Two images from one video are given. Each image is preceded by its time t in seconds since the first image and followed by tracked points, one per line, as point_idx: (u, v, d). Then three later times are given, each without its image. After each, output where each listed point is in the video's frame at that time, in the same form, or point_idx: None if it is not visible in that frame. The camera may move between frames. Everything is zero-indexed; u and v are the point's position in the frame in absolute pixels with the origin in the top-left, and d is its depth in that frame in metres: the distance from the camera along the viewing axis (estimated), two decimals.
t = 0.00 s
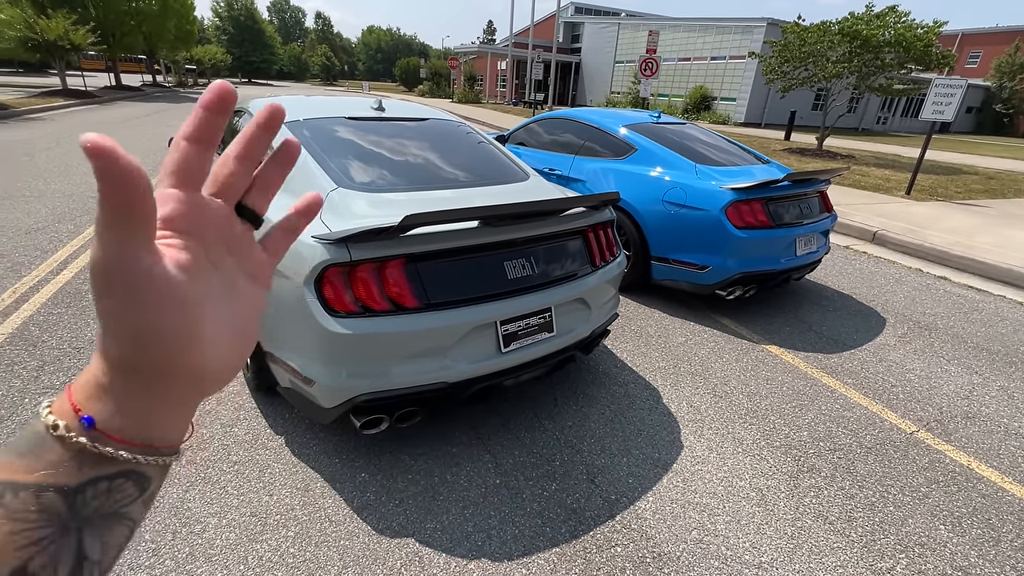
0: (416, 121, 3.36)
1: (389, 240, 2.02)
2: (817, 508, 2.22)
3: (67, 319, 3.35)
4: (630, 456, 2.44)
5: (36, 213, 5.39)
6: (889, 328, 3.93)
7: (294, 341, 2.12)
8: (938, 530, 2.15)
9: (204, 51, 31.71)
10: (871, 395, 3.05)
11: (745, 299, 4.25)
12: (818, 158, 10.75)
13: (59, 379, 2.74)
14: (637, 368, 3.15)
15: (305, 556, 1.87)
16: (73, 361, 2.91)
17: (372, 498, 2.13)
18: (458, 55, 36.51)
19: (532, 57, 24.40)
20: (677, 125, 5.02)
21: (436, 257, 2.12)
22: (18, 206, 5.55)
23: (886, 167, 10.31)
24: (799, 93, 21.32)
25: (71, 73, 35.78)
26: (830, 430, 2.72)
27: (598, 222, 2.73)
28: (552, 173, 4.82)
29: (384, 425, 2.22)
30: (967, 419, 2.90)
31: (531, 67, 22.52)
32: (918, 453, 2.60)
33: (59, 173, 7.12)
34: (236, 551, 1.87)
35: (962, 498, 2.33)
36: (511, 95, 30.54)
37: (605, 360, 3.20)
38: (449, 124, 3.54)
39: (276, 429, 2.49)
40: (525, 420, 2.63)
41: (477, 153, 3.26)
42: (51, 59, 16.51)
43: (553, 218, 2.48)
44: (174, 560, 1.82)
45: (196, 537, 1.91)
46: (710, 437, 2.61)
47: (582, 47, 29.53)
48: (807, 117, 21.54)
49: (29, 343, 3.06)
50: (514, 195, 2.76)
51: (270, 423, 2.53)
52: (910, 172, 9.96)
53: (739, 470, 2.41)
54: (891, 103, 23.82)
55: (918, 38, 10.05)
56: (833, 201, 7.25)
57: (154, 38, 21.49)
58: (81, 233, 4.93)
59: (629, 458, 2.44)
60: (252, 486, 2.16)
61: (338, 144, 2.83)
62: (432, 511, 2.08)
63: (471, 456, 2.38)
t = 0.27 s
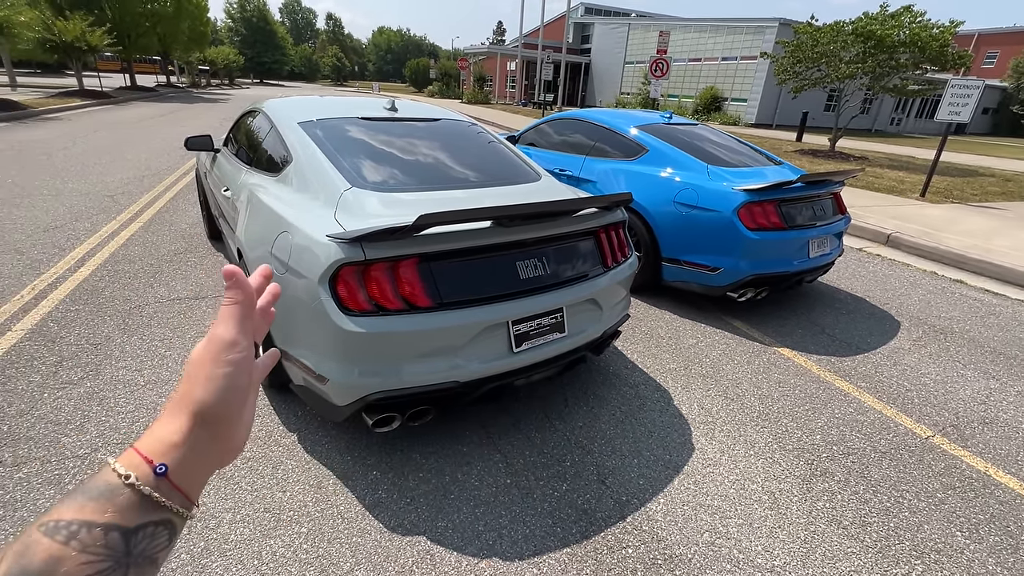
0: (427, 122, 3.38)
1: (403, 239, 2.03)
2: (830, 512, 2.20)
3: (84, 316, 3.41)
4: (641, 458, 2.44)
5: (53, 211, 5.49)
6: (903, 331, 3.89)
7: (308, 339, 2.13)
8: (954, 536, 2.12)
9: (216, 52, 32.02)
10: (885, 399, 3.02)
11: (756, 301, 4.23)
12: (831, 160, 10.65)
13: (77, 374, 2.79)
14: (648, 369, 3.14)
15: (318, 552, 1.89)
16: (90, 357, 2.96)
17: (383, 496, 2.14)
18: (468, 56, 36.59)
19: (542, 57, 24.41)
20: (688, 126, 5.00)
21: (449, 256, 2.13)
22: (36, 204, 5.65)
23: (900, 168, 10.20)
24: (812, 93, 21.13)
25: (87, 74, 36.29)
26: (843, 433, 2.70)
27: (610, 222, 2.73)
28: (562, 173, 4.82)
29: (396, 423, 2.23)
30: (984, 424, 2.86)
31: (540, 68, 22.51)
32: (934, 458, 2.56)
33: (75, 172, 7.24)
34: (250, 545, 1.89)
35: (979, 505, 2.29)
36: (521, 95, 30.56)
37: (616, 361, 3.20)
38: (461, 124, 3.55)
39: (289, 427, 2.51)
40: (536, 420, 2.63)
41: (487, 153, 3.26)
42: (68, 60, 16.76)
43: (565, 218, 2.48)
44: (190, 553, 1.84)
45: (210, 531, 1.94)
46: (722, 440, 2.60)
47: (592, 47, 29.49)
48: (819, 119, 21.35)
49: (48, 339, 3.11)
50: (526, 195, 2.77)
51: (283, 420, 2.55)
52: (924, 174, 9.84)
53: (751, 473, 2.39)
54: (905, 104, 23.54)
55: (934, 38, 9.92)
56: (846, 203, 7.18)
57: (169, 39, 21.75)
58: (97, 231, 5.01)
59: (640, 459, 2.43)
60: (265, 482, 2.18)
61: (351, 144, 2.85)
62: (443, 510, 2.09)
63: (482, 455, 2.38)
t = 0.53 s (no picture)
0: (437, 123, 3.38)
1: (412, 240, 2.03)
2: (843, 520, 2.16)
3: (98, 314, 3.45)
4: (650, 463, 2.41)
5: (70, 209, 5.57)
6: (918, 337, 3.83)
7: (318, 339, 2.14)
8: (972, 547, 2.08)
9: (230, 54, 32.36)
10: (899, 406, 2.97)
11: (768, 305, 4.18)
12: (844, 163, 10.54)
13: (91, 372, 2.82)
14: (658, 373, 3.12)
15: (325, 553, 1.89)
16: (104, 355, 3.00)
17: (391, 497, 2.14)
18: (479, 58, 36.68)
19: (552, 59, 24.43)
20: (699, 128, 4.97)
21: (458, 257, 2.13)
22: (53, 203, 5.73)
23: (915, 172, 10.06)
24: (824, 96, 20.93)
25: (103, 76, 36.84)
26: (857, 440, 2.66)
27: (620, 225, 2.71)
28: (572, 175, 4.81)
29: (404, 424, 2.23)
30: (1002, 433, 2.80)
31: (550, 70, 22.52)
32: (950, 467, 2.51)
33: (92, 172, 7.34)
34: (258, 544, 1.90)
35: (997, 515, 2.24)
36: (530, 97, 30.57)
37: (625, 364, 3.17)
38: (471, 125, 3.55)
39: (298, 426, 2.52)
40: (544, 423, 2.62)
41: (497, 154, 3.26)
42: (85, 62, 17.02)
43: (575, 220, 2.47)
44: (199, 551, 1.85)
45: (219, 530, 1.94)
46: (733, 446, 2.56)
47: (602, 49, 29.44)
48: (832, 121, 21.15)
49: (63, 336, 3.16)
50: (536, 197, 2.76)
51: (292, 419, 2.56)
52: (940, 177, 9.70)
53: (762, 479, 2.36)
54: (920, 107, 23.25)
55: (950, 40, 9.79)
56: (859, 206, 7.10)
57: (183, 41, 22.02)
58: (112, 229, 5.07)
59: (649, 464, 2.41)
60: (274, 481, 2.19)
61: (361, 145, 2.86)
62: (451, 512, 2.08)
63: (490, 457, 2.37)
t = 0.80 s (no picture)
0: (444, 125, 3.41)
1: (412, 241, 2.06)
2: (843, 526, 2.14)
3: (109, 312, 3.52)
4: (649, 464, 2.41)
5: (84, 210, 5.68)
6: (926, 342, 3.79)
7: (319, 338, 2.17)
8: (974, 554, 2.05)
9: (243, 57, 32.76)
10: (904, 412, 2.93)
11: (773, 309, 4.16)
12: (855, 166, 10.43)
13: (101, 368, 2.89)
14: (659, 375, 3.11)
15: (322, 549, 1.91)
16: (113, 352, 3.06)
17: (389, 495, 2.16)
18: (489, 61, 36.79)
19: (562, 61, 24.43)
20: (706, 130, 4.96)
21: (457, 258, 2.14)
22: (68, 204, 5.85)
23: (928, 175, 9.92)
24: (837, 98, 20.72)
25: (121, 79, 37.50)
26: (859, 445, 2.63)
27: (621, 227, 2.71)
28: (578, 177, 4.82)
29: (403, 423, 2.25)
30: (1009, 440, 2.76)
31: (560, 72, 22.53)
32: (955, 473, 2.48)
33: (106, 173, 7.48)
34: (257, 539, 1.93)
35: (1002, 523, 2.21)
36: (540, 100, 30.59)
37: (626, 366, 3.17)
38: (476, 127, 3.57)
39: (300, 424, 2.55)
40: (543, 424, 2.62)
41: (502, 157, 3.28)
42: (103, 66, 17.33)
43: (576, 222, 2.48)
44: (199, 545, 1.89)
45: (220, 524, 1.98)
46: (732, 449, 2.55)
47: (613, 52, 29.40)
48: (845, 124, 20.92)
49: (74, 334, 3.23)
50: (537, 199, 2.77)
51: (294, 417, 2.59)
52: (954, 180, 9.56)
53: (761, 483, 2.35)
54: (935, 109, 22.91)
55: (964, 42, 9.66)
56: (870, 210, 7.02)
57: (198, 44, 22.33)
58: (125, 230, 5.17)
59: (648, 466, 2.41)
60: (275, 477, 2.22)
61: (368, 147, 2.89)
62: (448, 510, 2.10)
63: (489, 457, 2.39)
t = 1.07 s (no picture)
0: (447, 128, 3.47)
1: (401, 240, 2.11)
2: (825, 525, 2.16)
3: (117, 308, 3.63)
4: (635, 462, 2.45)
5: (96, 209, 5.83)
6: (924, 345, 3.77)
7: (311, 333, 2.23)
8: (956, 555, 2.06)
9: (257, 60, 33.21)
10: (896, 414, 2.93)
11: (771, 311, 4.16)
12: (864, 169, 10.34)
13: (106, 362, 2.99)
14: (651, 375, 3.14)
15: (310, 537, 1.97)
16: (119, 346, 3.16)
17: (378, 487, 2.21)
18: (499, 64, 36.93)
19: (572, 64, 24.48)
20: (707, 133, 4.97)
21: (445, 257, 2.20)
22: (81, 203, 6.01)
23: (938, 178, 9.83)
24: (849, 101, 20.54)
25: (138, 82, 38.19)
26: (847, 446, 2.64)
27: (612, 227, 2.75)
28: (578, 179, 4.86)
29: (393, 417, 2.31)
30: (1001, 443, 2.76)
31: (569, 75, 22.56)
32: (943, 475, 2.48)
33: (119, 173, 7.65)
34: (248, 527, 1.99)
35: (987, 525, 2.21)
36: (550, 102, 30.64)
37: (619, 365, 3.20)
38: (477, 130, 3.63)
39: (295, 418, 2.62)
40: (533, 421, 2.66)
41: (501, 158, 3.33)
42: (120, 69, 17.68)
43: (565, 222, 2.52)
44: (192, 531, 1.95)
45: (214, 512, 2.04)
46: (720, 448, 2.58)
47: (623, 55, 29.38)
48: (857, 126, 20.72)
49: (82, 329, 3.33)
50: (530, 199, 2.82)
51: (289, 411, 2.66)
52: (964, 184, 9.44)
53: (746, 482, 2.37)
54: (950, 112, 22.62)
55: (976, 44, 9.56)
56: (875, 213, 6.98)
57: (213, 47, 22.68)
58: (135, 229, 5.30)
59: (634, 463, 2.44)
60: (268, 469, 2.28)
61: (370, 150, 2.96)
62: (434, 503, 2.15)
63: (477, 452, 2.43)
